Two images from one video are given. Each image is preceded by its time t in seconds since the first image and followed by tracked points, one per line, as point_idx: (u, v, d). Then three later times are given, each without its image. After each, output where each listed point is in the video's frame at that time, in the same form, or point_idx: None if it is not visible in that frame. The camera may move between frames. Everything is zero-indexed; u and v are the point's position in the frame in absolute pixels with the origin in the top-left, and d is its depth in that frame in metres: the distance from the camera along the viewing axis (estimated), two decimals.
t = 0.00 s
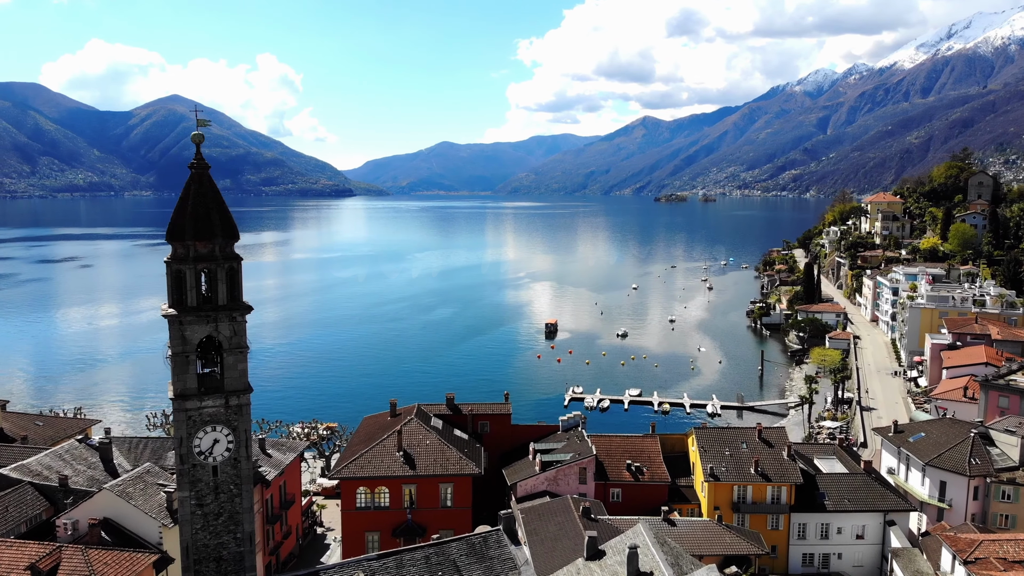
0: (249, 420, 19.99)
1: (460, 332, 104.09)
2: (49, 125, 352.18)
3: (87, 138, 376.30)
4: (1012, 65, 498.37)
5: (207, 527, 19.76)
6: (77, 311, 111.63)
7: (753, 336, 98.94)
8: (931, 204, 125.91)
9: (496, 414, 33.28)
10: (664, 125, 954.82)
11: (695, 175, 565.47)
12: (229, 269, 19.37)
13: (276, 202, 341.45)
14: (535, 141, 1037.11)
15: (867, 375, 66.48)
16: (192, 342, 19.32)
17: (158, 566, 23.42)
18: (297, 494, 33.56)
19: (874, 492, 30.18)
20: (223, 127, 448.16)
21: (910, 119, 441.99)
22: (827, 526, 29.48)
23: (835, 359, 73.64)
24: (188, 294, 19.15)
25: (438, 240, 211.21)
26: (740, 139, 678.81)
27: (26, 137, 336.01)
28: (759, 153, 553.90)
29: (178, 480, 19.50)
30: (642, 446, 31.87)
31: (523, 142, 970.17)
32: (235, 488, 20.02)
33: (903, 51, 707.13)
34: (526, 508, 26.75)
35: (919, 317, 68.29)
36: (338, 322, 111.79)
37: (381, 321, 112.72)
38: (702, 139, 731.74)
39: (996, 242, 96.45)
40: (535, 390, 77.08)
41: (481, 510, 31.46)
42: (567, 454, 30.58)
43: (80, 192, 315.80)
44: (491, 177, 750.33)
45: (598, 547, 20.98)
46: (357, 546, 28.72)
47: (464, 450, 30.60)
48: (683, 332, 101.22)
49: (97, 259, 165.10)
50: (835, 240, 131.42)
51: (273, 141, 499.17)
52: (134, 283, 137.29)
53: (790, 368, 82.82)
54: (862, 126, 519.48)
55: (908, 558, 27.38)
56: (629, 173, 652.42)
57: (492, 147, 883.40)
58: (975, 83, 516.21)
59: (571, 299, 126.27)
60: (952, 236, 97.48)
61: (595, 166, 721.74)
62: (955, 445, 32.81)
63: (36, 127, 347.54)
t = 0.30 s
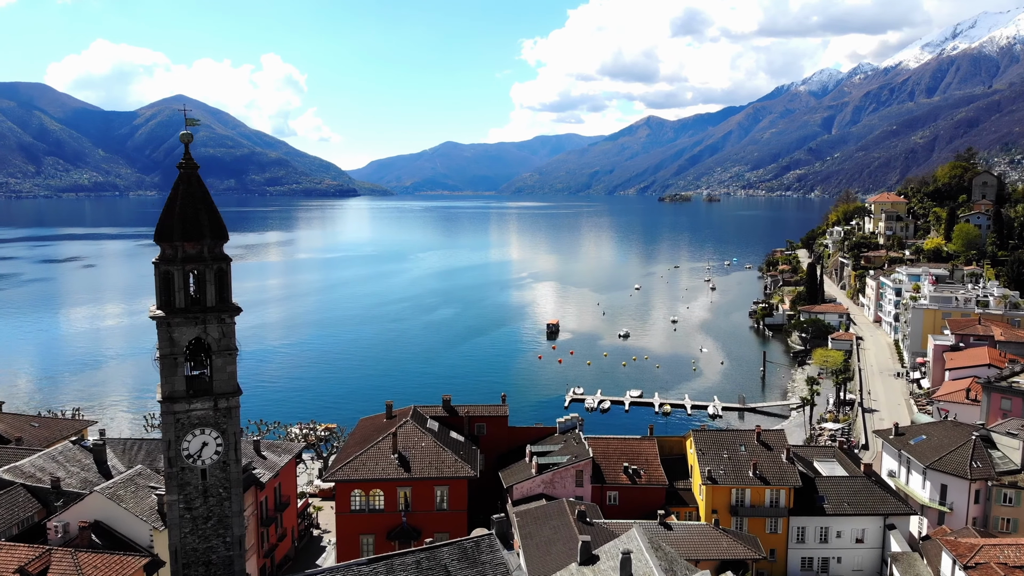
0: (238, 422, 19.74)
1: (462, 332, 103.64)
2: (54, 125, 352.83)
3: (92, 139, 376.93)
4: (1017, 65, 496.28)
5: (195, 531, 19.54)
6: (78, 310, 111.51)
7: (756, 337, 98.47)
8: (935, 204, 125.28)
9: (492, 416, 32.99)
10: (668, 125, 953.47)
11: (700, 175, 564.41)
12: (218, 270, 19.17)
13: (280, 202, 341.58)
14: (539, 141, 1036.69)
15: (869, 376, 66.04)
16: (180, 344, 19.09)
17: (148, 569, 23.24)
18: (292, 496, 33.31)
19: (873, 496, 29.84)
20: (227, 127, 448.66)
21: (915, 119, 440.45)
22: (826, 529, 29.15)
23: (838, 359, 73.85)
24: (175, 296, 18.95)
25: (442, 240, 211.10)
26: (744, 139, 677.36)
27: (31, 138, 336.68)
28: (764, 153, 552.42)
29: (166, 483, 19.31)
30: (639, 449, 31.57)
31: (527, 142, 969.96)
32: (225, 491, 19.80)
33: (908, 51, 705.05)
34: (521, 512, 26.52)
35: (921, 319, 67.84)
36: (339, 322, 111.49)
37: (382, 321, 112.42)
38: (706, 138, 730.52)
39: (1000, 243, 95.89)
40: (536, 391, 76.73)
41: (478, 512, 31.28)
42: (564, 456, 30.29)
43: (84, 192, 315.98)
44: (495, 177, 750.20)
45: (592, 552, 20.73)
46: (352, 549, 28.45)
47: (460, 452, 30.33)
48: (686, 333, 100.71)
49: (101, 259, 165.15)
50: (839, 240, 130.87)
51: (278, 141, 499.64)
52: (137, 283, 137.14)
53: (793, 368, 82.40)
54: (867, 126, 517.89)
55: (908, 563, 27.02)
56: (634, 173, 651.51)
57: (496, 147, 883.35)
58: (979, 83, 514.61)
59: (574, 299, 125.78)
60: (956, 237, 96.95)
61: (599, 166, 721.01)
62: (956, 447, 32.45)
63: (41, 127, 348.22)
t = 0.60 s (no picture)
0: (225, 426, 19.49)
1: (463, 333, 103.40)
2: (59, 125, 353.68)
3: (98, 139, 377.71)
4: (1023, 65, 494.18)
5: (182, 535, 19.30)
6: (82, 310, 111.56)
7: (759, 337, 98.01)
8: (939, 205, 124.62)
9: (488, 419, 32.70)
10: (673, 125, 952.02)
11: (704, 175, 563.35)
12: (204, 271, 18.95)
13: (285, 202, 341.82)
14: (544, 141, 1036.00)
15: (872, 378, 65.52)
16: (167, 347, 18.85)
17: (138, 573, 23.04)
18: (287, 498, 33.05)
19: (874, 500, 29.45)
20: (232, 127, 449.19)
21: (920, 119, 438.84)
22: (826, 534, 28.82)
23: (840, 360, 73.41)
24: (162, 297, 18.70)
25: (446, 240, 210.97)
26: (749, 139, 676.14)
27: (37, 138, 337.51)
28: (769, 153, 551.03)
29: (152, 487, 19.05)
30: (637, 452, 31.21)
31: (532, 142, 969.47)
32: (212, 495, 19.59)
33: (914, 51, 702.97)
34: (516, 516, 26.22)
35: (925, 319, 67.33)
36: (341, 322, 111.34)
37: (384, 321, 112.23)
38: (711, 138, 729.25)
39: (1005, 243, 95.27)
40: (537, 392, 76.37)
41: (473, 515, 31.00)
42: (560, 459, 29.96)
43: (90, 192, 316.54)
44: (499, 177, 749.81)
45: (585, 557, 20.44)
46: (346, 553, 28.19)
47: (455, 455, 29.99)
48: (688, 334, 100.32)
49: (106, 259, 165.31)
50: (843, 241, 130.32)
51: (283, 141, 500.38)
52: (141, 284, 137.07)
53: (795, 370, 81.98)
54: (872, 126, 516.17)
55: (907, 569, 26.67)
56: (638, 173, 650.68)
57: (501, 147, 883.23)
58: (985, 83, 512.73)
59: (577, 299, 125.53)
60: (960, 237, 96.44)
61: (603, 166, 720.32)
62: (958, 451, 32.04)
63: (47, 127, 349.05)
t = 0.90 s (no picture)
0: (213, 429, 19.25)
1: (465, 333, 103.13)
2: (65, 126, 354.55)
3: (103, 139, 378.27)
4: None
5: (169, 540, 19.08)
6: (85, 310, 111.42)
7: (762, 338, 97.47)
8: (944, 205, 123.95)
9: (485, 420, 32.39)
10: (678, 125, 950.45)
11: (709, 175, 562.13)
12: (191, 272, 18.72)
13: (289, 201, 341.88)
14: (549, 141, 1035.38)
15: (875, 379, 65.10)
16: (153, 349, 18.64)
17: None
18: (282, 500, 32.79)
19: (873, 504, 29.10)
20: (237, 127, 449.68)
21: (926, 119, 437.24)
22: (825, 538, 28.46)
23: (843, 360, 73.05)
24: (148, 298, 18.46)
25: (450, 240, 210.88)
26: (754, 138, 674.57)
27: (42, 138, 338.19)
28: (774, 153, 549.16)
29: (139, 490, 18.84)
30: (634, 454, 30.87)
31: (536, 142, 968.74)
32: (199, 499, 19.36)
33: (919, 51, 700.55)
34: (510, 520, 25.96)
35: (928, 320, 66.86)
36: (344, 322, 111.10)
37: (386, 321, 112.01)
38: (716, 138, 727.98)
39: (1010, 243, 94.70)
40: (537, 393, 75.97)
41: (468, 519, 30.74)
42: (556, 461, 29.69)
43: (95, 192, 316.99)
44: (504, 177, 749.25)
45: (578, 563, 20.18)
46: (340, 556, 27.96)
47: (450, 457, 29.71)
48: (691, 334, 99.91)
49: (110, 259, 165.40)
50: (847, 241, 129.71)
51: (288, 141, 500.85)
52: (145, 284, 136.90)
53: (798, 370, 81.54)
54: (877, 126, 514.07)
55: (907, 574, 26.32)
56: (643, 172, 649.88)
57: (506, 147, 882.75)
58: (991, 82, 510.88)
59: (580, 299, 125.17)
60: (965, 238, 95.87)
61: (608, 166, 719.46)
62: (959, 454, 31.68)
63: (52, 127, 349.98)
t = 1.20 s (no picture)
0: (202, 431, 19.09)
1: (466, 333, 102.81)
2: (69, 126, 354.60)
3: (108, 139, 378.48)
4: None
5: (157, 544, 18.89)
6: (88, 310, 111.22)
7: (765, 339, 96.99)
8: (948, 205, 123.42)
9: (482, 423, 32.11)
10: (682, 125, 948.94)
11: (713, 175, 561.08)
12: (179, 274, 18.52)
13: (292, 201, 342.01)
14: (553, 142, 1034.50)
15: (877, 380, 64.73)
16: (140, 351, 18.46)
17: None
18: (277, 502, 32.56)
19: (873, 507, 28.78)
20: (241, 128, 450.04)
21: (931, 118, 435.80)
22: (824, 542, 28.13)
23: (845, 362, 72.52)
24: (135, 300, 18.29)
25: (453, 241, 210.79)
26: (758, 138, 673.30)
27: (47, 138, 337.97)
28: (779, 153, 547.86)
29: (126, 494, 18.66)
30: (631, 457, 30.52)
31: (540, 142, 968.05)
32: (188, 503, 19.18)
33: (924, 50, 698.32)
34: (505, 524, 25.70)
35: (932, 321, 66.45)
36: (346, 322, 110.86)
37: (388, 321, 111.86)
38: (720, 138, 726.81)
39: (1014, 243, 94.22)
40: (539, 394, 75.62)
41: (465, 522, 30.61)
42: (553, 464, 29.44)
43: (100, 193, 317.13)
44: (508, 178, 748.70)
45: (571, 568, 19.96)
46: (334, 559, 27.73)
47: (445, 460, 29.42)
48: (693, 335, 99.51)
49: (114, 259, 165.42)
50: (851, 241, 129.20)
51: (292, 142, 501.26)
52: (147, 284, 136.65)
53: (800, 371, 81.21)
54: (882, 126, 512.68)
55: None
56: (647, 172, 649.17)
57: (510, 148, 882.52)
58: (996, 82, 508.91)
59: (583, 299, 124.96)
60: (969, 238, 95.34)
61: (612, 166, 718.83)
62: (960, 457, 31.35)
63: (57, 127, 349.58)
